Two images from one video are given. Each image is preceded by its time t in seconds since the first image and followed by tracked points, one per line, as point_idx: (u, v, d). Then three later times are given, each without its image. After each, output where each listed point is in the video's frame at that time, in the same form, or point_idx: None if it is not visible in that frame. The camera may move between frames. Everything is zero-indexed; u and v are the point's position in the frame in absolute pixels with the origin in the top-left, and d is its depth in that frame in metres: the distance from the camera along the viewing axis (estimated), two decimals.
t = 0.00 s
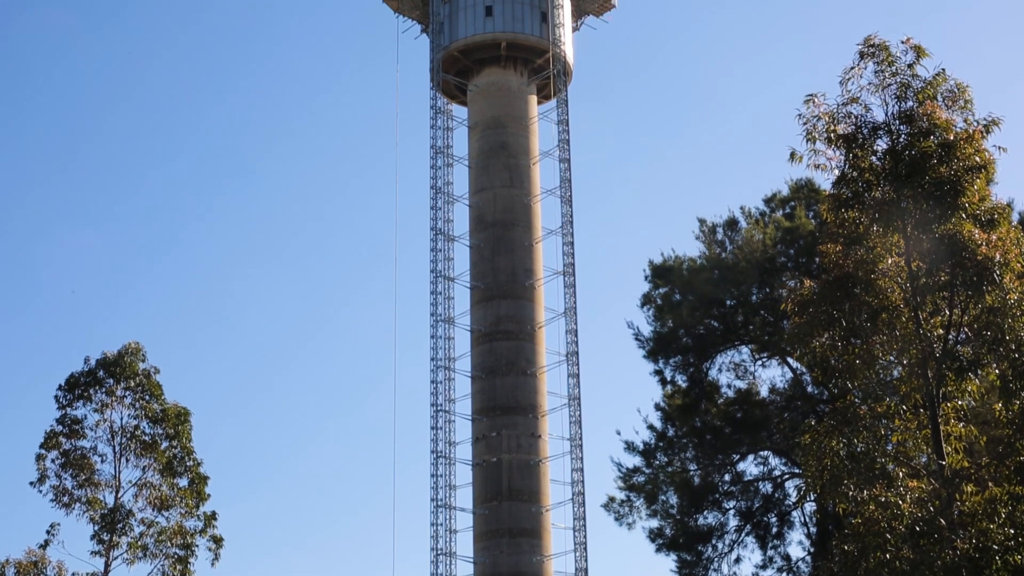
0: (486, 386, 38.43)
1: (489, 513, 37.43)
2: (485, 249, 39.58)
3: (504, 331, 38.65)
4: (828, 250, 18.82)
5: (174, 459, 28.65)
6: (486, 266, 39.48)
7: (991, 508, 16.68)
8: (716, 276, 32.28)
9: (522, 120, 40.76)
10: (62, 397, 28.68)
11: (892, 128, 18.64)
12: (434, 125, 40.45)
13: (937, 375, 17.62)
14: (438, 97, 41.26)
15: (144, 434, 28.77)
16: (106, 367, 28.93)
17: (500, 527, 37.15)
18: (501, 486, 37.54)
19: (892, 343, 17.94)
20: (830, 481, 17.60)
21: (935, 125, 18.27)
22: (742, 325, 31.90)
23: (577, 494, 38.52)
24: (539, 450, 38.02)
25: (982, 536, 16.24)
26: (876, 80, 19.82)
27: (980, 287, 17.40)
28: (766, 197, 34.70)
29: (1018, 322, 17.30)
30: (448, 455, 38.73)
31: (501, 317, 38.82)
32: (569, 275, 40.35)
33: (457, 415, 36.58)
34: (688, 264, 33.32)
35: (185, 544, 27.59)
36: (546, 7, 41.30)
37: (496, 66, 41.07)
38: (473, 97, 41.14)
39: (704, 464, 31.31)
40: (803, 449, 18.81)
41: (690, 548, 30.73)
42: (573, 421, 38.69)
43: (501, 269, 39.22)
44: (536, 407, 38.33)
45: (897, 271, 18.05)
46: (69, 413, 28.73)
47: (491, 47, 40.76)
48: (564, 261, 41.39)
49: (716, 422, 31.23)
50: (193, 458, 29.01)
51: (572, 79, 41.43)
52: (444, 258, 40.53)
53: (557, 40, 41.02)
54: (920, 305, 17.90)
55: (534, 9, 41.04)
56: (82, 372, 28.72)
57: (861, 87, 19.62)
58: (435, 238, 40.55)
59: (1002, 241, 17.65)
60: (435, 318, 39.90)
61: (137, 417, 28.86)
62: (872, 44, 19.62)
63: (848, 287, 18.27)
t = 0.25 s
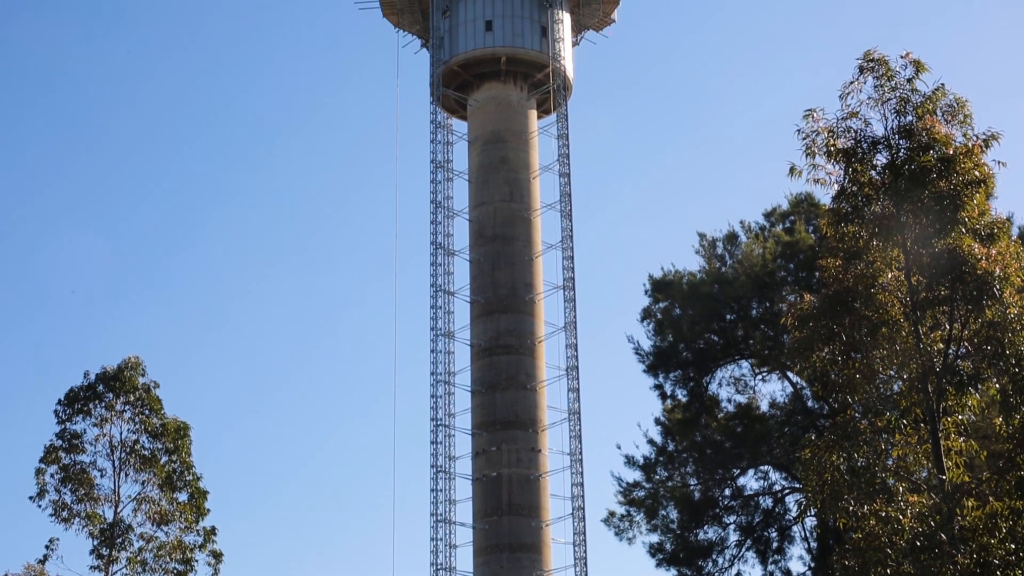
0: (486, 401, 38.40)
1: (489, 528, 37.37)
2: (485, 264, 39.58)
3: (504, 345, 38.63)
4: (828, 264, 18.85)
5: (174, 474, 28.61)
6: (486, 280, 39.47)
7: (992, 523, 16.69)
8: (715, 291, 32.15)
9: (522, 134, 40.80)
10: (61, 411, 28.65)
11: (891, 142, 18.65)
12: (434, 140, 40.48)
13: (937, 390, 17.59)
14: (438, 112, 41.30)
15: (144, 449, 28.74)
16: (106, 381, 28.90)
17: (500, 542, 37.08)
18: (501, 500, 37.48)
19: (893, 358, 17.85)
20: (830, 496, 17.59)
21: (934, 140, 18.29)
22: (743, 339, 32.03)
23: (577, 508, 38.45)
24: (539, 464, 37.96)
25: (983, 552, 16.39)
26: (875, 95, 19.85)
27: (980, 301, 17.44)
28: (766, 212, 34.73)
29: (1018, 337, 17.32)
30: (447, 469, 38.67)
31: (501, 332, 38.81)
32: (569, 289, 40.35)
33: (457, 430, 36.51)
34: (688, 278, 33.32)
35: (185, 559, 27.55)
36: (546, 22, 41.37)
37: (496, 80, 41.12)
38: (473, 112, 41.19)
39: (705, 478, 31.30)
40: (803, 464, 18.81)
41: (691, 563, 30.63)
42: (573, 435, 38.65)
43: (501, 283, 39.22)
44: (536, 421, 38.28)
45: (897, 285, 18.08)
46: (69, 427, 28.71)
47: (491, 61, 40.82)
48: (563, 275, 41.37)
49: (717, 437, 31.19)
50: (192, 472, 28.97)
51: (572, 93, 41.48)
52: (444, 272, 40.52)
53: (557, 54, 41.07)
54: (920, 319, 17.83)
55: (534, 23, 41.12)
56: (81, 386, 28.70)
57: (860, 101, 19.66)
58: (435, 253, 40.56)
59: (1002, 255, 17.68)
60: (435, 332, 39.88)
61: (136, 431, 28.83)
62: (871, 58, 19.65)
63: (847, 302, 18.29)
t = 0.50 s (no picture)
0: (486, 417, 38.36)
1: (489, 544, 37.27)
2: (485, 280, 39.58)
3: (504, 361, 38.61)
4: (828, 281, 18.87)
5: (173, 490, 28.56)
6: (487, 296, 39.46)
7: (993, 540, 16.71)
8: (715, 308, 32.09)
9: (522, 151, 40.86)
10: (60, 428, 28.63)
11: (890, 158, 18.71)
12: (434, 156, 40.53)
13: (937, 407, 17.58)
14: (438, 128, 41.36)
15: (143, 465, 28.70)
16: (105, 398, 28.87)
17: (500, 559, 36.99)
18: (500, 517, 37.41)
19: (892, 374, 17.85)
20: (830, 513, 17.53)
21: (933, 156, 18.33)
22: (742, 355, 32.03)
23: (577, 525, 38.37)
24: (539, 481, 37.90)
25: (984, 568, 16.43)
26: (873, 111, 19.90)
27: (980, 317, 17.44)
28: (766, 228, 34.73)
29: (1019, 353, 17.28)
30: (447, 486, 38.60)
31: (501, 348, 38.79)
32: (569, 306, 40.34)
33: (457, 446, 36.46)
34: (687, 295, 33.33)
35: None
36: (546, 39, 41.46)
37: (496, 97, 41.19)
38: (473, 128, 41.24)
39: (705, 495, 31.28)
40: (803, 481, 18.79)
41: None
42: (573, 452, 38.58)
43: (501, 299, 39.21)
44: (536, 438, 38.24)
45: (896, 302, 18.10)
46: (68, 444, 28.68)
47: (491, 78, 40.91)
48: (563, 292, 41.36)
49: (717, 453, 31.03)
50: (191, 489, 28.92)
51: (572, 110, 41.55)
52: (444, 288, 40.52)
53: (557, 71, 41.13)
54: (919, 335, 17.86)
55: (534, 40, 41.21)
56: (80, 403, 28.68)
57: (859, 118, 19.70)
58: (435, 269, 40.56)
59: (1001, 272, 17.69)
60: (434, 348, 39.84)
61: (135, 448, 28.80)
62: (869, 76, 19.69)
63: (847, 318, 18.30)
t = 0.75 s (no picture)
0: (486, 431, 38.32)
1: (489, 559, 37.20)
2: (485, 294, 39.58)
3: (504, 376, 38.58)
4: (828, 295, 18.89)
5: (172, 505, 28.52)
6: (487, 311, 39.45)
7: (994, 554, 16.74)
8: (715, 322, 32.31)
9: (522, 165, 40.90)
10: (60, 442, 28.60)
11: (890, 173, 18.74)
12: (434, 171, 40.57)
13: (938, 422, 17.49)
14: (438, 143, 41.41)
15: (142, 480, 28.67)
16: (104, 412, 28.84)
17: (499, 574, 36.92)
18: (500, 532, 37.34)
19: (892, 389, 17.82)
20: (830, 528, 17.54)
21: (933, 171, 18.38)
22: (742, 370, 32.01)
23: (578, 540, 38.30)
24: (539, 495, 37.84)
25: None
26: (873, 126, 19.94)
27: (980, 332, 17.42)
28: (766, 242, 34.75)
29: (1019, 368, 17.30)
30: (447, 500, 38.54)
31: (501, 362, 38.76)
32: (569, 320, 40.34)
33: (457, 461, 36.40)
34: (687, 309, 33.32)
35: None
36: (546, 53, 41.51)
37: (496, 111, 41.25)
38: (473, 143, 41.28)
39: (705, 509, 31.25)
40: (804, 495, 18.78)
41: None
42: (573, 466, 38.54)
43: (501, 314, 39.20)
44: (536, 453, 38.20)
45: (896, 316, 18.14)
46: (67, 458, 28.65)
47: (491, 93, 40.96)
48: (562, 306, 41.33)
49: (717, 468, 31.00)
50: (191, 504, 28.87)
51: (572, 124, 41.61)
52: (444, 303, 40.50)
53: (557, 86, 41.19)
54: (919, 350, 17.89)
55: (534, 55, 41.26)
56: (80, 417, 28.66)
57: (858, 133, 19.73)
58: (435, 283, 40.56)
59: (1001, 286, 17.70)
60: (434, 363, 39.81)
61: (135, 462, 28.76)
62: (868, 91, 19.74)
63: (847, 332, 18.33)
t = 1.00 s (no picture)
0: (486, 444, 38.28)
1: (489, 572, 37.13)
2: (485, 307, 39.57)
3: (504, 389, 38.55)
4: (828, 307, 18.87)
5: (171, 517, 28.48)
6: (487, 324, 39.44)
7: (995, 566, 16.79)
8: (715, 334, 32.25)
9: (522, 178, 40.93)
10: (59, 455, 28.57)
11: (889, 186, 18.75)
12: (434, 183, 40.60)
13: (938, 434, 17.53)
14: (438, 156, 41.47)
15: (141, 492, 28.64)
16: (104, 425, 28.82)
17: None
18: (501, 545, 37.28)
19: (893, 402, 17.84)
20: (830, 541, 17.49)
21: (932, 183, 18.38)
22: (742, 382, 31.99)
23: (578, 553, 38.22)
24: (539, 508, 37.78)
25: None
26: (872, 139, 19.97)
27: (980, 344, 17.44)
28: (766, 255, 34.76)
29: (1019, 380, 17.29)
30: (447, 513, 38.48)
31: (501, 375, 38.73)
32: (569, 333, 40.32)
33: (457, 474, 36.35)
34: (687, 321, 33.30)
35: None
36: (546, 66, 41.55)
37: (495, 124, 41.29)
38: (473, 156, 41.32)
39: (705, 522, 31.18)
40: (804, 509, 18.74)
41: None
42: (573, 479, 38.49)
43: (501, 326, 39.20)
44: (536, 465, 38.15)
45: (896, 329, 18.13)
46: (66, 471, 28.62)
47: (491, 105, 41.01)
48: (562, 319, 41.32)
49: (717, 481, 30.99)
50: (190, 516, 28.83)
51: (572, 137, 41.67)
52: (444, 315, 40.49)
53: (557, 99, 41.24)
54: (919, 363, 17.87)
55: (534, 68, 41.30)
56: (79, 430, 28.65)
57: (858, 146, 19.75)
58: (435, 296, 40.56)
59: (1001, 299, 17.70)
60: (434, 376, 39.78)
61: (134, 475, 28.73)
62: (867, 104, 19.77)
63: (847, 345, 18.34)
